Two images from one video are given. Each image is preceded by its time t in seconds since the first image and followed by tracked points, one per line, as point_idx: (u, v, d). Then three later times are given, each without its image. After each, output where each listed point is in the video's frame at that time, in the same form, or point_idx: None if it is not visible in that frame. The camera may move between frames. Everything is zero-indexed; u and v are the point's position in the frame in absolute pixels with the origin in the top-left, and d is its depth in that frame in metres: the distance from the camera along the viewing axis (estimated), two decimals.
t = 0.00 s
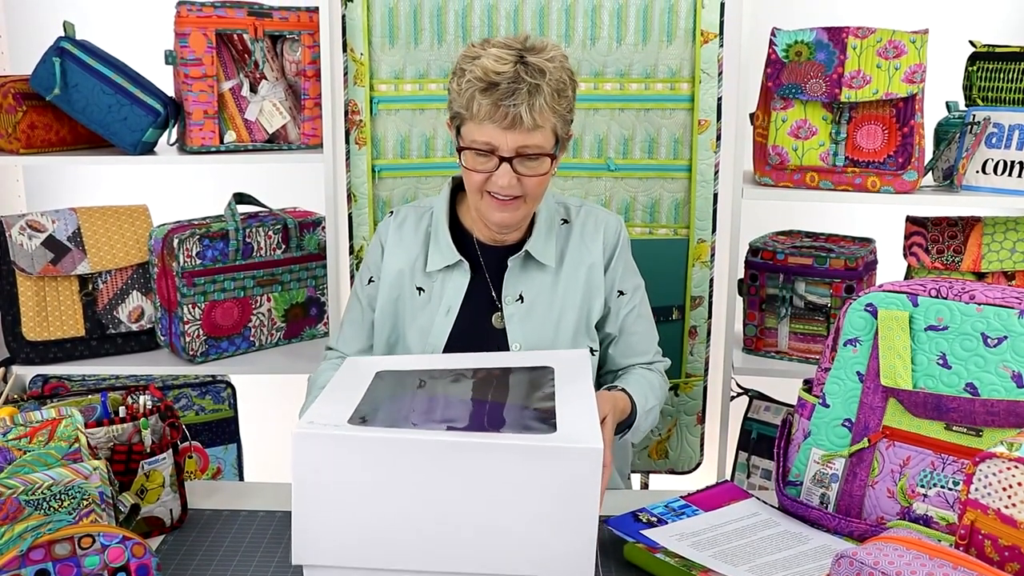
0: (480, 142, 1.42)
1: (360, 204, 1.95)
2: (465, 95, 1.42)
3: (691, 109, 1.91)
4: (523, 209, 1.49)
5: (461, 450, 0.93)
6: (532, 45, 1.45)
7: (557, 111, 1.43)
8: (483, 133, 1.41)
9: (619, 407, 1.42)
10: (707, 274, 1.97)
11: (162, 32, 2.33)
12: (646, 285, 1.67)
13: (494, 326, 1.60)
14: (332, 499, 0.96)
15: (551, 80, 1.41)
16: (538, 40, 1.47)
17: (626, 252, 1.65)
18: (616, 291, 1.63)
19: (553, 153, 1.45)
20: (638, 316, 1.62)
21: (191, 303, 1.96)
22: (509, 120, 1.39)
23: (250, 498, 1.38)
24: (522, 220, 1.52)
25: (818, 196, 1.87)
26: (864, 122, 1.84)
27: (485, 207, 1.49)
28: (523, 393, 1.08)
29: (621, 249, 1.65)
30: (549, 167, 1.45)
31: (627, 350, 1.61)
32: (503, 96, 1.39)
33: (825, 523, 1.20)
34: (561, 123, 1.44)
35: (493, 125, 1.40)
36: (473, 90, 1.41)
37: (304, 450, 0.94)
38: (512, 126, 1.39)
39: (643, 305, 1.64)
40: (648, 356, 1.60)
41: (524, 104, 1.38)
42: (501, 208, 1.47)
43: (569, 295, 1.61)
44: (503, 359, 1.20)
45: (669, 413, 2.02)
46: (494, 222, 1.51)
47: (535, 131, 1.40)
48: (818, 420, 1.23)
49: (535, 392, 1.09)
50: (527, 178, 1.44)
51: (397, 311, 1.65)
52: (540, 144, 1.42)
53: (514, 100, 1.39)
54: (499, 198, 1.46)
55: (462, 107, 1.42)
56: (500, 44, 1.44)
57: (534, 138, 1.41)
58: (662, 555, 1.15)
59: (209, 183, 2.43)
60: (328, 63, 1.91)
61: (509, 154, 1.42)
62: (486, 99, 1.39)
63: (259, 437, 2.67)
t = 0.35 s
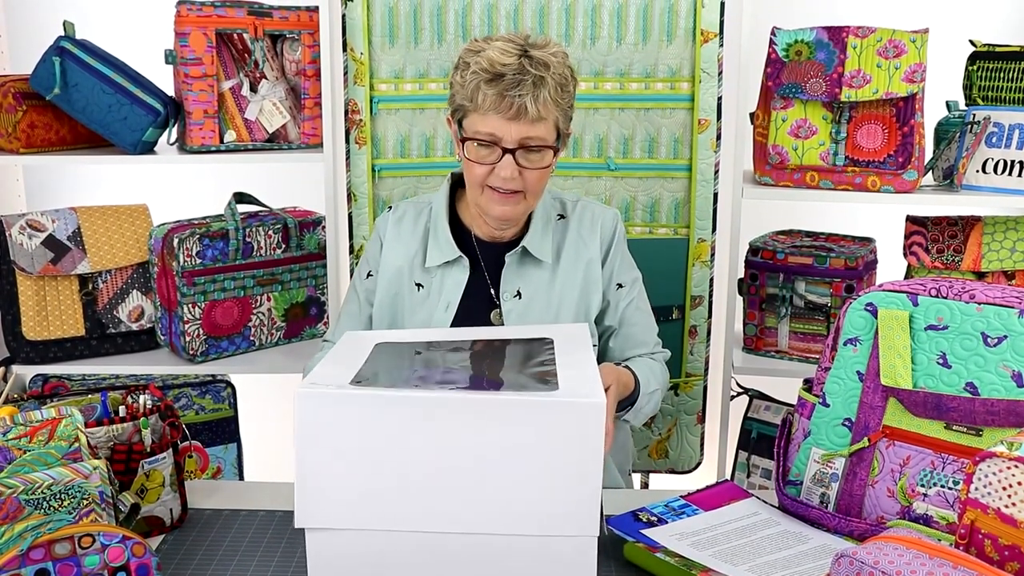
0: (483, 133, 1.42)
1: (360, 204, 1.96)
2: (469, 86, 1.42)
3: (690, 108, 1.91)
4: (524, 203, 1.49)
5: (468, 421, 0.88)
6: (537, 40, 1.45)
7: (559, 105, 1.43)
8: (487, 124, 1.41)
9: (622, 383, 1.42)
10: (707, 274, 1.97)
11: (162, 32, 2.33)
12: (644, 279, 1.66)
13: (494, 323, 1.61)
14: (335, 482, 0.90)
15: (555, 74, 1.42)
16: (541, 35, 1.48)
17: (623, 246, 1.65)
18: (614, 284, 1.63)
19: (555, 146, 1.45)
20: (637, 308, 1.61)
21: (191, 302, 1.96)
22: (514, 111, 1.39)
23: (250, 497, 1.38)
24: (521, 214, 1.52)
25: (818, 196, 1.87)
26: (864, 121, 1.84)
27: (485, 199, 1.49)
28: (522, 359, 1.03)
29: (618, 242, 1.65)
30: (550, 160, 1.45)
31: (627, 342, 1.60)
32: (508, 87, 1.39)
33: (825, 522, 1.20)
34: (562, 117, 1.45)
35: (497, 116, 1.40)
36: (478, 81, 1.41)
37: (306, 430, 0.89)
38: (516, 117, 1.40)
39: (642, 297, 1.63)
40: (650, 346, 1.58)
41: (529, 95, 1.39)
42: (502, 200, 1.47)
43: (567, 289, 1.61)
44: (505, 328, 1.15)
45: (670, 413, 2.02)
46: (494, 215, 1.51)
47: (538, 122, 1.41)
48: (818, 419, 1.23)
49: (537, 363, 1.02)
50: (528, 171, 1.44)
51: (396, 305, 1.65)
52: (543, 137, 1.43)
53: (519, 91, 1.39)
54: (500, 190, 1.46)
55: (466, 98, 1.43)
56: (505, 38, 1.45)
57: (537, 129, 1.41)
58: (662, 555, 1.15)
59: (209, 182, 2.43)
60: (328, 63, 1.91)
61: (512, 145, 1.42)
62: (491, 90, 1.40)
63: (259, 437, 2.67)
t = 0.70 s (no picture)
0: (478, 125, 1.42)
1: (360, 203, 1.96)
2: (464, 79, 1.42)
3: (691, 108, 1.91)
4: (517, 195, 1.49)
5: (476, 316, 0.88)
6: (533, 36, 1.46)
7: (553, 98, 1.43)
8: (481, 116, 1.42)
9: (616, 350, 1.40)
10: (708, 273, 1.97)
11: (162, 31, 2.33)
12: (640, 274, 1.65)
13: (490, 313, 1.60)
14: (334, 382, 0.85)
15: (549, 67, 1.42)
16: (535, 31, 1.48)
17: (619, 239, 1.65)
18: (609, 275, 1.61)
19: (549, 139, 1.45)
20: (631, 300, 1.60)
21: (191, 301, 1.96)
22: (508, 103, 1.40)
23: (250, 497, 1.38)
24: (515, 206, 1.52)
25: (819, 195, 1.87)
26: (864, 121, 1.83)
27: (480, 192, 1.49)
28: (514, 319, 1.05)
29: (613, 237, 1.64)
30: (544, 153, 1.45)
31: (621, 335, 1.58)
32: (503, 80, 1.39)
33: (825, 522, 1.20)
34: (557, 111, 1.45)
35: (492, 108, 1.41)
36: (473, 74, 1.41)
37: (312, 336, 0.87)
38: (510, 109, 1.40)
39: (637, 291, 1.61)
40: (645, 338, 1.57)
41: (523, 88, 1.39)
42: (495, 192, 1.47)
43: (563, 281, 1.61)
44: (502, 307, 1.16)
45: (670, 413, 2.02)
46: (488, 206, 1.51)
47: (532, 115, 1.41)
48: (819, 419, 1.23)
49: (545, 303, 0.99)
50: (522, 162, 1.44)
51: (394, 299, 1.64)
52: (537, 129, 1.43)
53: (513, 84, 1.39)
54: (494, 181, 1.46)
55: (461, 91, 1.43)
56: (502, 33, 1.46)
57: (531, 122, 1.41)
58: (662, 554, 1.15)
59: (209, 181, 2.43)
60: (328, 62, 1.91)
61: (506, 138, 1.42)
62: (486, 83, 1.40)
63: (259, 436, 2.67)
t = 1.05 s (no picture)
0: (474, 120, 1.42)
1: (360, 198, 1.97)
2: (461, 74, 1.42)
3: (691, 103, 1.91)
4: (516, 185, 1.50)
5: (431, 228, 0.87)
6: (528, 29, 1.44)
7: (549, 91, 1.43)
8: (478, 111, 1.42)
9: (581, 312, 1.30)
10: (708, 268, 1.97)
11: (162, 26, 2.32)
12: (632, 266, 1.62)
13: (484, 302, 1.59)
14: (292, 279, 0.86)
15: (544, 61, 1.41)
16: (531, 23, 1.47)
17: (611, 230, 1.64)
18: (599, 262, 1.60)
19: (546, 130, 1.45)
20: (620, 286, 1.57)
21: (191, 297, 1.96)
22: (504, 98, 1.40)
23: (250, 492, 1.38)
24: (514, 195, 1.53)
25: (819, 190, 1.87)
26: (864, 116, 1.83)
27: (478, 182, 1.50)
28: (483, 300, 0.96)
29: (605, 224, 1.64)
30: (541, 143, 1.46)
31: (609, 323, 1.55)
32: (499, 75, 1.39)
33: (826, 517, 1.20)
34: (552, 103, 1.45)
35: (488, 103, 1.41)
36: (469, 69, 1.41)
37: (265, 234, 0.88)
38: (506, 103, 1.40)
39: (626, 279, 1.58)
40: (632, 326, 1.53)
41: (518, 83, 1.39)
42: (494, 183, 1.48)
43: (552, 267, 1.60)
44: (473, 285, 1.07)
45: (670, 408, 2.02)
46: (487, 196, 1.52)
47: (528, 108, 1.41)
48: (819, 414, 1.23)
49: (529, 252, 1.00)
50: (519, 154, 1.45)
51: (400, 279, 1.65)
52: (533, 122, 1.43)
53: (508, 79, 1.39)
54: (491, 173, 1.47)
55: (459, 86, 1.43)
56: (498, 28, 1.43)
57: (527, 115, 1.42)
58: (662, 550, 1.15)
59: (209, 176, 2.43)
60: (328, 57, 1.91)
61: (503, 131, 1.42)
62: (482, 78, 1.40)
63: (259, 431, 2.67)
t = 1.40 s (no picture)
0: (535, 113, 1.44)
1: (361, 192, 1.97)
2: (524, 67, 1.43)
3: (691, 96, 1.90)
4: (572, 178, 1.51)
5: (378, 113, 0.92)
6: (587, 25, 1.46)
7: (608, 87, 1.45)
8: (539, 104, 1.43)
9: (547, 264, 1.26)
10: (708, 263, 1.97)
11: (161, 20, 2.32)
12: (658, 271, 1.58)
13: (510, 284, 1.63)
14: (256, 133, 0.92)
15: (605, 57, 1.43)
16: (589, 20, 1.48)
17: (641, 231, 1.61)
18: (617, 258, 1.58)
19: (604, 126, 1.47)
20: (630, 285, 1.54)
21: (191, 291, 1.96)
22: (566, 92, 1.41)
23: (250, 486, 1.38)
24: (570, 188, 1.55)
25: (819, 184, 1.87)
26: (864, 110, 1.83)
27: (534, 175, 1.51)
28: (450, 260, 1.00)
29: (637, 226, 1.62)
30: (599, 138, 1.47)
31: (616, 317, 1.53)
32: (562, 70, 1.40)
33: (825, 511, 1.20)
34: (609, 98, 1.47)
35: (549, 97, 1.42)
36: (532, 62, 1.42)
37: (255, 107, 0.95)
38: (566, 98, 1.42)
39: (642, 280, 1.55)
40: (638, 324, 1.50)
41: (580, 78, 1.40)
42: (550, 176, 1.50)
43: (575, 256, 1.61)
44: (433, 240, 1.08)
45: (670, 401, 2.03)
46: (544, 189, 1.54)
47: (588, 103, 1.43)
48: (819, 408, 1.23)
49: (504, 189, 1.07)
50: (578, 149, 1.46)
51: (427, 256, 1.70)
52: (592, 118, 1.45)
53: (570, 73, 1.40)
54: (551, 167, 1.49)
55: (521, 78, 1.44)
56: (559, 23, 1.46)
57: (586, 109, 1.43)
58: (662, 544, 1.14)
59: (209, 170, 2.43)
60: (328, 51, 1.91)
61: (563, 124, 1.44)
62: (544, 72, 1.41)
63: (260, 425, 2.68)
